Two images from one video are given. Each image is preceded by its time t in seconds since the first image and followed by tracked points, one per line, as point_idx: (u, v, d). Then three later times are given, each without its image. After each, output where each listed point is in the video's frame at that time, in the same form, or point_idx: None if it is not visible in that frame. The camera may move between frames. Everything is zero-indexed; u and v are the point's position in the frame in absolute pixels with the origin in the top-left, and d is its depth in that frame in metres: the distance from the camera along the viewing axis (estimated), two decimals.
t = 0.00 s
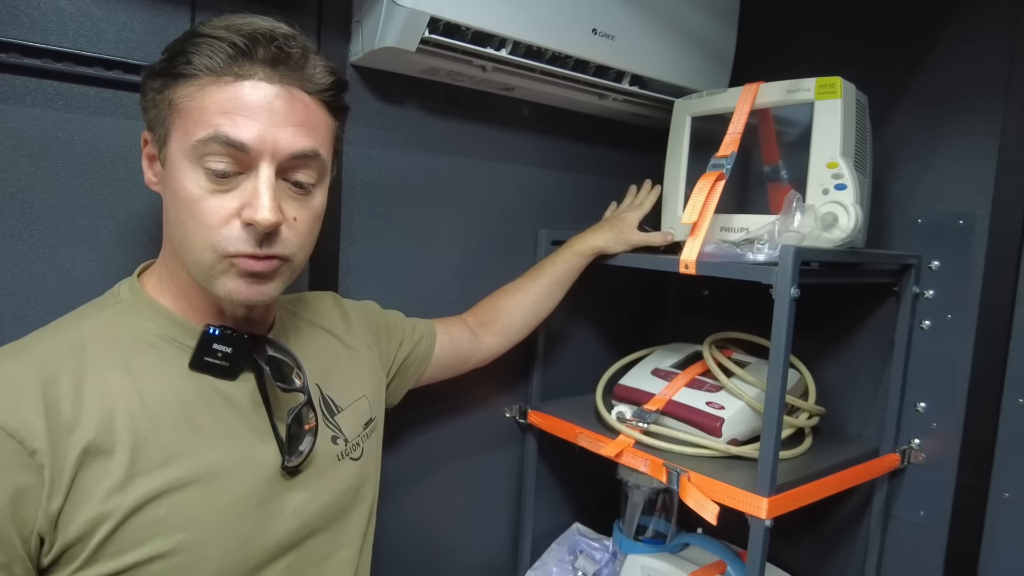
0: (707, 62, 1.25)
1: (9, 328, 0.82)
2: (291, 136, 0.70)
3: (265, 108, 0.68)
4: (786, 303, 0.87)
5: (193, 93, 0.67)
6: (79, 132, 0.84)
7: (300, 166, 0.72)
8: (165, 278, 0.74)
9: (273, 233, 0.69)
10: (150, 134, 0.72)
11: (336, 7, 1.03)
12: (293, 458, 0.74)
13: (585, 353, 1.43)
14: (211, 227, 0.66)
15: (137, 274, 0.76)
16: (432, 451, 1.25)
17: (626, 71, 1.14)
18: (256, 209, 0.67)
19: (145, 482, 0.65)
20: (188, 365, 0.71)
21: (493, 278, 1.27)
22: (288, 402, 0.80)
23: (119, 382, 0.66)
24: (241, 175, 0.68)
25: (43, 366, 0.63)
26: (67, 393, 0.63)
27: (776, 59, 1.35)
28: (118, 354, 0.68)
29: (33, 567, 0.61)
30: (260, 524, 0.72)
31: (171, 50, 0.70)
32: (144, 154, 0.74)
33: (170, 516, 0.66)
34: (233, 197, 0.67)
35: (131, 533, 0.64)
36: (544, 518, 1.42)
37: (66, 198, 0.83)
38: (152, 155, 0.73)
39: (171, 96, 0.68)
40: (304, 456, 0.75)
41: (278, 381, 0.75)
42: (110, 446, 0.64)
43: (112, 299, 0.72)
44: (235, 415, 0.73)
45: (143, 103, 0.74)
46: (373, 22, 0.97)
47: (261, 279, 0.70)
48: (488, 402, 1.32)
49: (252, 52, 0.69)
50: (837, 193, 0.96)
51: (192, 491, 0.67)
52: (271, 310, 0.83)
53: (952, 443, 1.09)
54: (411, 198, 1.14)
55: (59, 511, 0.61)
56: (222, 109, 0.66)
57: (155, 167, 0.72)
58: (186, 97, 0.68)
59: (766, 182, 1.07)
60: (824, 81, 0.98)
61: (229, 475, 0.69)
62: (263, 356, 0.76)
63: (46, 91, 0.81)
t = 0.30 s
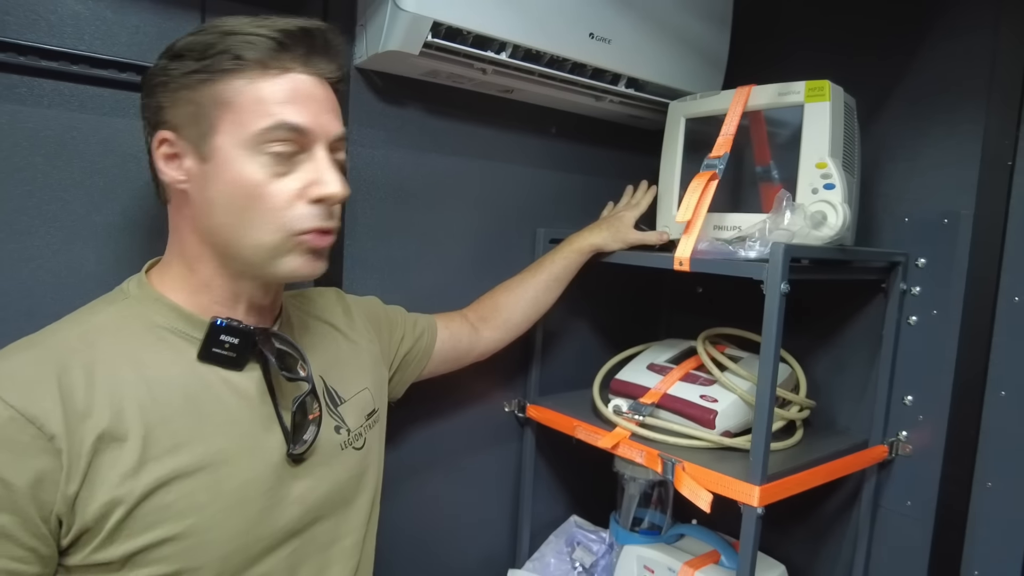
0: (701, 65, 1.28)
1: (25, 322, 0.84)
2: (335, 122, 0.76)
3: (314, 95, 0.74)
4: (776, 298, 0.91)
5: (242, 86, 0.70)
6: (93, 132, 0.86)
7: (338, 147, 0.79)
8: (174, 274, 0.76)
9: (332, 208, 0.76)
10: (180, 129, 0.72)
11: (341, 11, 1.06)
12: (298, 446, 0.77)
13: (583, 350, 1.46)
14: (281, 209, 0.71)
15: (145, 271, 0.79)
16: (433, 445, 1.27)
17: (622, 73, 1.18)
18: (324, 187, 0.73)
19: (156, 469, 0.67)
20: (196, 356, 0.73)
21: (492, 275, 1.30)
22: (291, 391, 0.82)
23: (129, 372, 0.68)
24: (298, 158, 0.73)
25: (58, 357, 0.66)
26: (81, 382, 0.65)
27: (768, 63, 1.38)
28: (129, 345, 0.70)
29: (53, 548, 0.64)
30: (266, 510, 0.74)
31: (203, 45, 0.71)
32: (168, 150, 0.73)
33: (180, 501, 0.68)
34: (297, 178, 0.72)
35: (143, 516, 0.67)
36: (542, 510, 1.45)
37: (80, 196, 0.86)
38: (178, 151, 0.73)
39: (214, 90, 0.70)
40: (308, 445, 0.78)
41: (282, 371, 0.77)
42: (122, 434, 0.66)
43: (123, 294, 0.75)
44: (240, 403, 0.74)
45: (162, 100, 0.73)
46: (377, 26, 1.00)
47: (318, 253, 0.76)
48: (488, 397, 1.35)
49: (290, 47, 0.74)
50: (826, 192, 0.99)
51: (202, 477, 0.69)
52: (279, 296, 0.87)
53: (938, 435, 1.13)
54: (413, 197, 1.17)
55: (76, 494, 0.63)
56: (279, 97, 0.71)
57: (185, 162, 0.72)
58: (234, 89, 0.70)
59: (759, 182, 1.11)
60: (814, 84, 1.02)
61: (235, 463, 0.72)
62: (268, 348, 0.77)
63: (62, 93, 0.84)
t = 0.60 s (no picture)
0: (697, 65, 1.31)
1: (41, 315, 0.87)
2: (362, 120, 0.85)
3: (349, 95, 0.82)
4: (769, 291, 0.93)
5: (296, 87, 0.77)
6: (105, 129, 0.89)
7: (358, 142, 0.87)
8: (190, 268, 0.79)
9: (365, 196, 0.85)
10: (227, 126, 0.75)
11: (345, 13, 1.09)
12: (307, 435, 0.79)
13: (582, 345, 1.49)
14: (334, 198, 0.79)
15: (155, 265, 0.81)
16: (435, 438, 1.30)
17: (620, 73, 1.20)
18: (366, 178, 0.81)
19: (173, 458, 0.70)
20: (209, 349, 0.75)
21: (493, 271, 1.32)
22: (302, 380, 0.84)
23: (144, 365, 0.70)
24: (341, 152, 0.81)
25: (77, 352, 0.68)
26: (99, 375, 0.68)
27: (763, 63, 1.41)
28: (144, 339, 0.72)
29: (75, 535, 0.67)
30: (278, 497, 0.77)
31: (249, 45, 0.76)
32: (209, 146, 0.75)
33: (196, 489, 0.71)
34: (345, 170, 0.80)
35: (161, 503, 0.69)
36: (541, 502, 1.48)
37: (93, 192, 0.89)
38: (221, 147, 0.75)
39: (268, 89, 0.76)
40: (317, 434, 0.80)
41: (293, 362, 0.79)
42: (139, 424, 0.69)
43: (134, 289, 0.77)
44: (251, 394, 0.76)
45: (205, 96, 0.75)
46: (381, 28, 1.02)
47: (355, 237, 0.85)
48: (489, 391, 1.37)
49: (328, 51, 0.81)
50: (818, 189, 1.02)
51: (216, 466, 0.72)
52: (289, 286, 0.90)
53: (928, 427, 1.15)
54: (415, 194, 1.20)
55: (98, 483, 0.66)
56: (329, 98, 0.79)
57: (230, 157, 0.75)
58: (288, 88, 0.76)
59: (754, 179, 1.13)
60: (806, 84, 1.04)
61: (247, 452, 0.75)
62: (280, 340, 0.79)
63: (76, 92, 0.87)
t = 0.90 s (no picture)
0: (694, 65, 1.33)
1: (53, 309, 0.89)
2: (323, 134, 0.77)
3: (301, 107, 0.75)
4: (764, 287, 0.95)
5: (238, 92, 0.75)
6: (114, 128, 0.91)
7: (331, 160, 0.79)
8: (201, 262, 0.81)
9: (306, 219, 0.76)
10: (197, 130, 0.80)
11: (349, 14, 1.11)
12: (318, 424, 0.82)
13: (581, 341, 1.51)
14: (248, 212, 0.74)
15: (174, 257, 0.83)
16: (436, 431, 1.32)
17: (618, 73, 1.22)
18: (290, 197, 0.74)
19: (192, 439, 0.72)
20: (224, 338, 0.78)
21: (493, 268, 1.34)
22: (312, 373, 0.88)
23: (166, 349, 0.73)
24: (281, 166, 0.75)
25: (103, 333, 0.70)
26: (124, 356, 0.70)
27: (759, 62, 1.43)
28: (164, 325, 0.75)
29: (99, 508, 0.68)
30: (288, 482, 0.79)
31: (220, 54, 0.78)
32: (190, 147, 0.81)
33: (213, 469, 0.73)
34: (270, 186, 0.74)
35: (180, 482, 0.71)
36: (541, 496, 1.50)
37: (103, 189, 0.91)
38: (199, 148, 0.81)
39: (217, 96, 0.76)
40: (327, 424, 0.82)
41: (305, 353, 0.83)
42: (161, 405, 0.71)
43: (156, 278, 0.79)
44: (264, 383, 0.80)
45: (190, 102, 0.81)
46: (384, 29, 1.05)
47: (295, 260, 0.76)
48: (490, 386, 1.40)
49: (290, 58, 0.76)
50: (812, 186, 1.04)
51: (233, 448, 0.75)
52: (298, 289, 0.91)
53: (922, 421, 1.17)
54: (417, 191, 1.22)
55: (122, 458, 0.68)
56: (264, 109, 0.74)
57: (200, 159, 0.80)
58: (231, 96, 0.75)
59: (750, 178, 1.16)
60: (800, 83, 1.06)
61: (261, 437, 0.77)
62: (292, 332, 0.83)
63: (86, 92, 0.89)
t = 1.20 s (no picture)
0: (694, 63, 1.34)
1: (62, 304, 0.90)
2: (321, 127, 0.78)
3: (299, 101, 0.76)
4: (764, 281, 0.96)
5: (237, 88, 0.76)
6: (123, 126, 0.92)
7: (331, 152, 0.80)
8: (205, 259, 0.82)
9: (308, 211, 0.77)
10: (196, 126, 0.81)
11: (352, 14, 1.12)
12: (321, 419, 0.83)
13: (583, 338, 1.52)
14: (251, 206, 0.75)
15: (180, 254, 0.85)
16: (439, 428, 1.33)
17: (619, 71, 1.23)
18: (291, 189, 0.75)
19: (195, 435, 0.73)
20: (228, 334, 0.79)
21: (496, 265, 1.36)
22: (315, 367, 0.89)
23: (170, 347, 0.74)
24: (280, 160, 0.76)
25: (107, 331, 0.71)
26: (128, 354, 0.71)
27: (759, 61, 1.44)
28: (170, 322, 0.76)
29: (103, 503, 0.70)
30: (292, 475, 0.80)
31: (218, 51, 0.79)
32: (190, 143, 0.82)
33: (216, 465, 0.74)
34: (271, 180, 0.76)
35: (184, 476, 0.72)
36: (543, 492, 1.51)
37: (111, 186, 0.92)
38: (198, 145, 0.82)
39: (216, 93, 0.77)
40: (330, 418, 0.84)
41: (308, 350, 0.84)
42: (164, 402, 0.72)
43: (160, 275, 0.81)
44: (268, 378, 0.81)
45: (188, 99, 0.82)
46: (388, 28, 1.06)
47: (298, 252, 0.78)
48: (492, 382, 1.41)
49: (287, 52, 0.77)
50: (811, 183, 1.05)
51: (236, 444, 0.76)
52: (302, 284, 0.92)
53: (921, 416, 1.18)
54: (421, 189, 1.23)
55: (125, 455, 0.69)
56: (262, 103, 0.75)
57: (200, 156, 0.81)
58: (230, 93, 0.76)
59: (749, 175, 1.17)
60: (799, 81, 1.07)
61: (266, 431, 0.78)
62: (295, 329, 0.84)
63: (95, 91, 0.90)
